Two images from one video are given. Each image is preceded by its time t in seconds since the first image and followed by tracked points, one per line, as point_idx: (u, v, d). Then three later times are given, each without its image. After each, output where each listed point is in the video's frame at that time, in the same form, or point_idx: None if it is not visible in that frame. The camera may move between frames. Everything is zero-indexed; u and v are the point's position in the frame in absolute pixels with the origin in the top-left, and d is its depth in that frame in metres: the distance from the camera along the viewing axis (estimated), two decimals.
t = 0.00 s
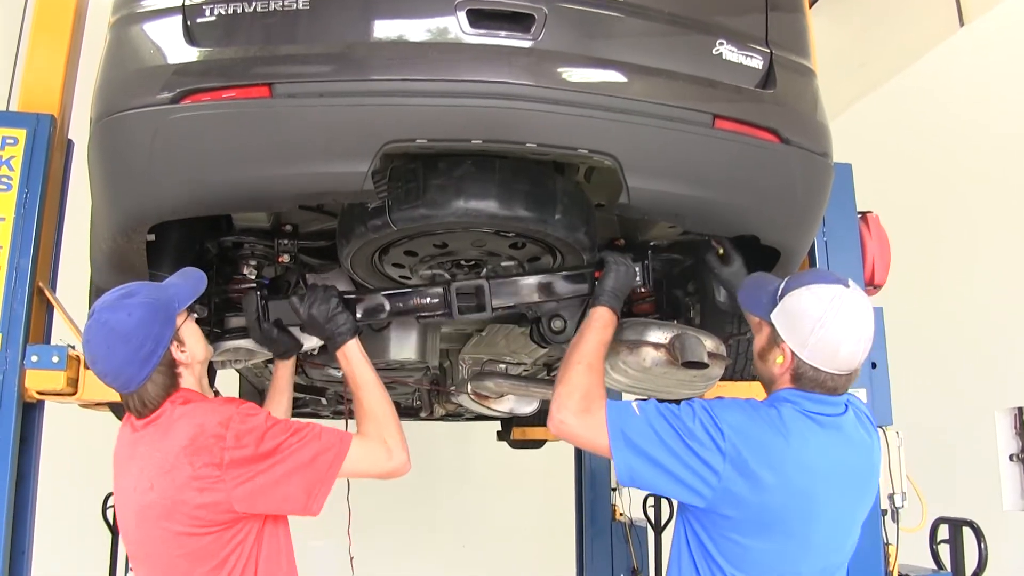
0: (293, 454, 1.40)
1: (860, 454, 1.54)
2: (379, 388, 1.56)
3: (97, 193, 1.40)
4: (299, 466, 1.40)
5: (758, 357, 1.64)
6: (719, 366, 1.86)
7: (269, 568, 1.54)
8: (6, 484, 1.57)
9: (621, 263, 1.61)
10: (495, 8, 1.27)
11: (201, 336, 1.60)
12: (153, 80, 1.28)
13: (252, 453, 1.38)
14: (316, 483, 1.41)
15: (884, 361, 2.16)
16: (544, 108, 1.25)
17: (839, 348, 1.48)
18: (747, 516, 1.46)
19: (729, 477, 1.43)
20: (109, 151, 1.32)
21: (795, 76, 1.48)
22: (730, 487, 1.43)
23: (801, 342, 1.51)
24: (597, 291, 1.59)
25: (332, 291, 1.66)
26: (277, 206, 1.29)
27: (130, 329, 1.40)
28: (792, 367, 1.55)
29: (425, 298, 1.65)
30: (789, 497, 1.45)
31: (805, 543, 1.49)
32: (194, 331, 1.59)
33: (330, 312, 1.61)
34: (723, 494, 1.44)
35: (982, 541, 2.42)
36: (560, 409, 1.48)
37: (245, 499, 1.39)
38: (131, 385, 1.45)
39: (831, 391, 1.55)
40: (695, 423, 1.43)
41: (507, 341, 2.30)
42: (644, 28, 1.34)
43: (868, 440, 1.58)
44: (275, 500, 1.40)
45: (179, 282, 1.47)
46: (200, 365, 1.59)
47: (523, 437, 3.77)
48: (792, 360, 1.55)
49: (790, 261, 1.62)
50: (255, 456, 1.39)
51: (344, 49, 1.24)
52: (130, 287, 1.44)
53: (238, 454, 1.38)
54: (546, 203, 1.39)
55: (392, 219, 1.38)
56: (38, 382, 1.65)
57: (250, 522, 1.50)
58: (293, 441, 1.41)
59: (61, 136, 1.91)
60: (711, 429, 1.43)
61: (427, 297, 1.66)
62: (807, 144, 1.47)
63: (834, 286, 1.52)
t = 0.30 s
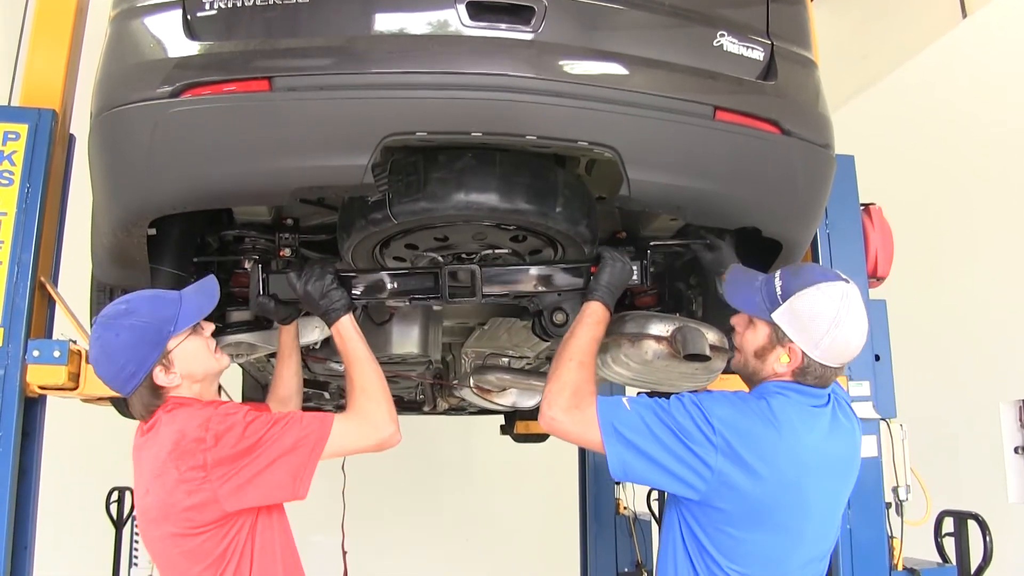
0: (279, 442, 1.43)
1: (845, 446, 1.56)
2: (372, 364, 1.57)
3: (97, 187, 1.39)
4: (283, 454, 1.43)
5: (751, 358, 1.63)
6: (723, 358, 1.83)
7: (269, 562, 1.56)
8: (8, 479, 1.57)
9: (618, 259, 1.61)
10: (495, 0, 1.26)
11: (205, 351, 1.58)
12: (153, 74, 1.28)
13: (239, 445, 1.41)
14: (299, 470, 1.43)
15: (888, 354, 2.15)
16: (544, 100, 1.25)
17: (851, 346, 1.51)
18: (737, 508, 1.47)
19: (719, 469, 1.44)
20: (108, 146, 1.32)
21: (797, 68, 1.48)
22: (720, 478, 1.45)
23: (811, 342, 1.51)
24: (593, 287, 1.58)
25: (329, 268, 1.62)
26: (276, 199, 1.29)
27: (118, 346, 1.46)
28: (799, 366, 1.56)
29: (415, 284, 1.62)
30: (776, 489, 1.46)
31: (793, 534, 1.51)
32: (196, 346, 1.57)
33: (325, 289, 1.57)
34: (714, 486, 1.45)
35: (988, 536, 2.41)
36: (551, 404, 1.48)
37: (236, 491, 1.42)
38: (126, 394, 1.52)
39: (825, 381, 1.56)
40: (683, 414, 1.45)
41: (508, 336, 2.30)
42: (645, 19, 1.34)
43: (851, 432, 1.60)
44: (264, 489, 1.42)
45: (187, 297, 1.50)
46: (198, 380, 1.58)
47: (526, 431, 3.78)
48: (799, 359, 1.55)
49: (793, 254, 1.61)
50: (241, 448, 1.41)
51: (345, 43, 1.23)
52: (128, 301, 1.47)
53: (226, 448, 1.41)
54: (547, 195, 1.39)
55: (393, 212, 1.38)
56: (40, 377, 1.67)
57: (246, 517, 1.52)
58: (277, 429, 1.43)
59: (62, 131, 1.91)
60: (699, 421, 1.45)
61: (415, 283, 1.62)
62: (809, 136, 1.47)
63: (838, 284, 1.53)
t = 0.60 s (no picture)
0: (266, 434, 1.42)
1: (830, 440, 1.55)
2: (368, 348, 1.54)
3: (95, 186, 1.39)
4: (272, 446, 1.42)
5: (739, 356, 1.62)
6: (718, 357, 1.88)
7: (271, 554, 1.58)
8: (8, 478, 1.57)
9: (612, 255, 1.59)
10: None
11: (208, 358, 1.57)
12: (150, 73, 1.28)
13: (225, 442, 1.41)
14: (290, 456, 1.42)
15: (891, 351, 2.12)
16: (539, 97, 1.24)
17: (837, 342, 1.51)
18: (722, 505, 1.47)
19: (701, 469, 1.44)
20: (105, 145, 1.31)
21: (796, 63, 1.47)
22: (701, 477, 1.45)
23: (801, 339, 1.50)
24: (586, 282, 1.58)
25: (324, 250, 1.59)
26: (273, 196, 1.29)
27: (125, 339, 1.47)
28: (787, 363, 1.55)
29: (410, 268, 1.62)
30: (760, 486, 1.46)
31: (779, 532, 1.51)
32: (200, 352, 1.56)
33: (320, 272, 1.55)
34: (696, 485, 1.46)
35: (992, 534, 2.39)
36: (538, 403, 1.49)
37: (225, 487, 1.42)
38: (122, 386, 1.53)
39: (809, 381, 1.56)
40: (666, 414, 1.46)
41: (510, 334, 2.32)
42: (643, 16, 1.33)
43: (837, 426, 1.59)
44: (254, 484, 1.42)
45: (200, 309, 1.51)
46: (199, 385, 1.58)
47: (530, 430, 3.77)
48: (788, 356, 1.54)
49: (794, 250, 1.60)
50: (228, 444, 1.41)
51: (342, 40, 1.23)
52: (143, 297, 1.48)
53: (212, 447, 1.41)
54: (544, 192, 1.39)
55: (391, 210, 1.38)
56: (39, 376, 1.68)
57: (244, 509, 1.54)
58: (263, 422, 1.42)
59: (62, 130, 1.91)
60: (682, 419, 1.45)
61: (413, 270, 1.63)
62: (807, 131, 1.46)
63: (824, 279, 1.52)
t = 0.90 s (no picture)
0: (256, 427, 1.42)
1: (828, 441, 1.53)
2: (364, 319, 1.53)
3: (95, 188, 1.39)
4: (263, 439, 1.42)
5: (733, 359, 1.62)
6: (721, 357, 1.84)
7: (269, 545, 1.60)
8: (10, 479, 1.58)
9: (613, 236, 1.54)
10: None
11: (205, 348, 1.58)
12: (149, 75, 1.28)
13: (218, 438, 1.41)
14: (280, 449, 1.42)
15: (897, 353, 2.12)
16: (537, 97, 1.24)
17: (831, 348, 1.50)
18: (717, 508, 1.47)
19: (693, 467, 1.44)
20: (104, 147, 1.31)
21: (798, 63, 1.46)
22: (693, 476, 1.45)
23: (794, 345, 1.50)
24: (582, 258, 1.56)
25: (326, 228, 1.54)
26: (272, 197, 1.29)
27: (123, 344, 1.45)
28: (779, 368, 1.55)
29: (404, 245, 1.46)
30: (753, 486, 1.45)
31: (776, 534, 1.50)
32: (196, 344, 1.57)
33: (320, 247, 1.49)
34: (688, 485, 1.46)
35: (1000, 539, 2.37)
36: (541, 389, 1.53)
37: (219, 483, 1.43)
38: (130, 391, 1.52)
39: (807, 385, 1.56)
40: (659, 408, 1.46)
41: (515, 334, 2.32)
42: (642, 15, 1.33)
43: (836, 428, 1.58)
44: (245, 479, 1.43)
45: (188, 300, 1.49)
46: (203, 376, 1.59)
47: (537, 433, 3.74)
48: (780, 361, 1.54)
49: (796, 252, 1.58)
50: (220, 440, 1.41)
51: (344, 41, 1.23)
52: (130, 302, 1.47)
53: (204, 443, 1.41)
54: (543, 194, 1.39)
55: (391, 212, 1.39)
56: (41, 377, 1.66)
57: (241, 503, 1.55)
58: (254, 414, 1.42)
59: (67, 132, 1.92)
60: (679, 418, 1.45)
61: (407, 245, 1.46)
62: (809, 131, 1.45)
63: (820, 285, 1.51)
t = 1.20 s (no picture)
0: (262, 430, 1.41)
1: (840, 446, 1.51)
2: (373, 319, 1.53)
3: (102, 194, 1.40)
4: (270, 443, 1.42)
5: (748, 355, 1.63)
6: (730, 364, 1.81)
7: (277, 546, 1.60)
8: (20, 482, 1.58)
9: (638, 241, 1.52)
10: (493, 2, 1.26)
11: (202, 347, 1.60)
12: (154, 82, 1.28)
13: (225, 441, 1.41)
14: (286, 453, 1.42)
15: (909, 360, 2.09)
16: (539, 101, 1.23)
17: (836, 356, 1.46)
18: (726, 511, 1.45)
19: (703, 471, 1.42)
20: (111, 152, 1.32)
21: (805, 66, 1.45)
22: (703, 479, 1.43)
23: (795, 346, 1.49)
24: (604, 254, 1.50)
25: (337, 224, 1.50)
26: (277, 201, 1.29)
27: (123, 364, 1.46)
28: (784, 368, 1.53)
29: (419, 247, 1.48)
30: (763, 490, 1.43)
31: (785, 540, 1.48)
32: (191, 343, 1.58)
33: (330, 246, 1.46)
34: (698, 488, 1.44)
35: (1018, 548, 2.33)
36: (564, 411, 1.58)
37: (227, 486, 1.43)
38: (144, 410, 1.52)
39: (819, 399, 1.54)
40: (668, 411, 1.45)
41: (525, 340, 2.30)
42: (646, 19, 1.32)
43: (849, 433, 1.55)
44: (252, 482, 1.43)
45: (166, 304, 1.51)
46: (206, 372, 1.61)
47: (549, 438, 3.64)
48: (784, 361, 1.53)
49: (803, 257, 1.57)
50: (228, 444, 1.41)
51: (350, 46, 1.23)
52: (119, 324, 1.50)
53: (211, 446, 1.41)
54: (548, 199, 1.39)
55: (396, 217, 1.40)
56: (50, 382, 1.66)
57: (249, 504, 1.55)
58: (260, 418, 1.42)
59: (78, 139, 1.94)
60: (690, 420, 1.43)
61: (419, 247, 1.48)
62: (817, 134, 1.43)
63: (833, 294, 1.48)
